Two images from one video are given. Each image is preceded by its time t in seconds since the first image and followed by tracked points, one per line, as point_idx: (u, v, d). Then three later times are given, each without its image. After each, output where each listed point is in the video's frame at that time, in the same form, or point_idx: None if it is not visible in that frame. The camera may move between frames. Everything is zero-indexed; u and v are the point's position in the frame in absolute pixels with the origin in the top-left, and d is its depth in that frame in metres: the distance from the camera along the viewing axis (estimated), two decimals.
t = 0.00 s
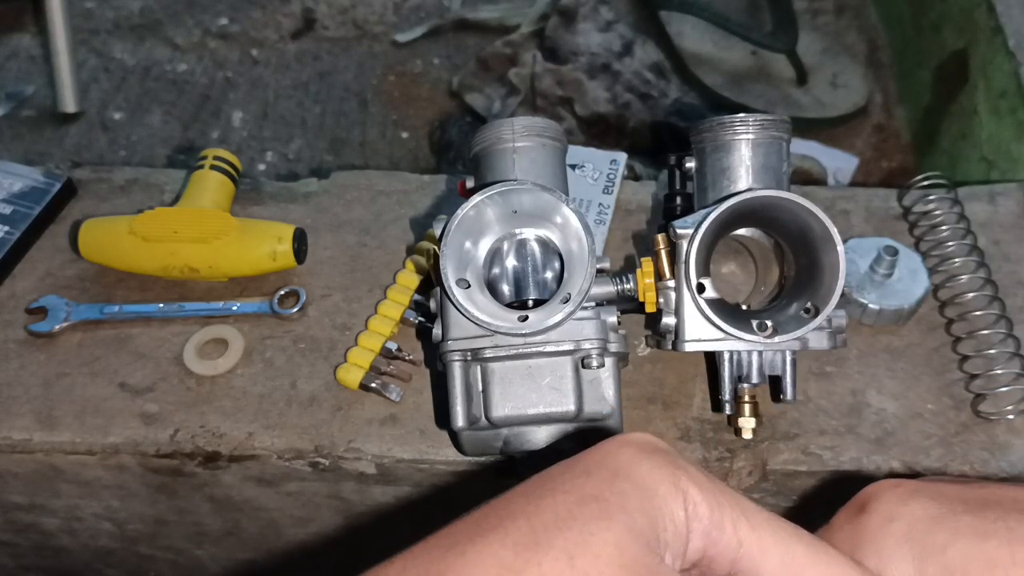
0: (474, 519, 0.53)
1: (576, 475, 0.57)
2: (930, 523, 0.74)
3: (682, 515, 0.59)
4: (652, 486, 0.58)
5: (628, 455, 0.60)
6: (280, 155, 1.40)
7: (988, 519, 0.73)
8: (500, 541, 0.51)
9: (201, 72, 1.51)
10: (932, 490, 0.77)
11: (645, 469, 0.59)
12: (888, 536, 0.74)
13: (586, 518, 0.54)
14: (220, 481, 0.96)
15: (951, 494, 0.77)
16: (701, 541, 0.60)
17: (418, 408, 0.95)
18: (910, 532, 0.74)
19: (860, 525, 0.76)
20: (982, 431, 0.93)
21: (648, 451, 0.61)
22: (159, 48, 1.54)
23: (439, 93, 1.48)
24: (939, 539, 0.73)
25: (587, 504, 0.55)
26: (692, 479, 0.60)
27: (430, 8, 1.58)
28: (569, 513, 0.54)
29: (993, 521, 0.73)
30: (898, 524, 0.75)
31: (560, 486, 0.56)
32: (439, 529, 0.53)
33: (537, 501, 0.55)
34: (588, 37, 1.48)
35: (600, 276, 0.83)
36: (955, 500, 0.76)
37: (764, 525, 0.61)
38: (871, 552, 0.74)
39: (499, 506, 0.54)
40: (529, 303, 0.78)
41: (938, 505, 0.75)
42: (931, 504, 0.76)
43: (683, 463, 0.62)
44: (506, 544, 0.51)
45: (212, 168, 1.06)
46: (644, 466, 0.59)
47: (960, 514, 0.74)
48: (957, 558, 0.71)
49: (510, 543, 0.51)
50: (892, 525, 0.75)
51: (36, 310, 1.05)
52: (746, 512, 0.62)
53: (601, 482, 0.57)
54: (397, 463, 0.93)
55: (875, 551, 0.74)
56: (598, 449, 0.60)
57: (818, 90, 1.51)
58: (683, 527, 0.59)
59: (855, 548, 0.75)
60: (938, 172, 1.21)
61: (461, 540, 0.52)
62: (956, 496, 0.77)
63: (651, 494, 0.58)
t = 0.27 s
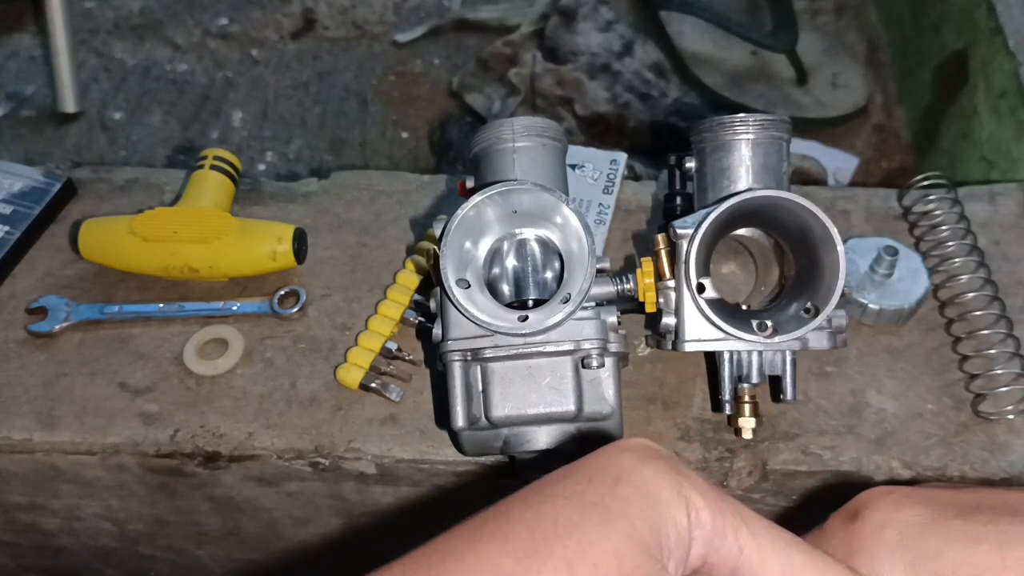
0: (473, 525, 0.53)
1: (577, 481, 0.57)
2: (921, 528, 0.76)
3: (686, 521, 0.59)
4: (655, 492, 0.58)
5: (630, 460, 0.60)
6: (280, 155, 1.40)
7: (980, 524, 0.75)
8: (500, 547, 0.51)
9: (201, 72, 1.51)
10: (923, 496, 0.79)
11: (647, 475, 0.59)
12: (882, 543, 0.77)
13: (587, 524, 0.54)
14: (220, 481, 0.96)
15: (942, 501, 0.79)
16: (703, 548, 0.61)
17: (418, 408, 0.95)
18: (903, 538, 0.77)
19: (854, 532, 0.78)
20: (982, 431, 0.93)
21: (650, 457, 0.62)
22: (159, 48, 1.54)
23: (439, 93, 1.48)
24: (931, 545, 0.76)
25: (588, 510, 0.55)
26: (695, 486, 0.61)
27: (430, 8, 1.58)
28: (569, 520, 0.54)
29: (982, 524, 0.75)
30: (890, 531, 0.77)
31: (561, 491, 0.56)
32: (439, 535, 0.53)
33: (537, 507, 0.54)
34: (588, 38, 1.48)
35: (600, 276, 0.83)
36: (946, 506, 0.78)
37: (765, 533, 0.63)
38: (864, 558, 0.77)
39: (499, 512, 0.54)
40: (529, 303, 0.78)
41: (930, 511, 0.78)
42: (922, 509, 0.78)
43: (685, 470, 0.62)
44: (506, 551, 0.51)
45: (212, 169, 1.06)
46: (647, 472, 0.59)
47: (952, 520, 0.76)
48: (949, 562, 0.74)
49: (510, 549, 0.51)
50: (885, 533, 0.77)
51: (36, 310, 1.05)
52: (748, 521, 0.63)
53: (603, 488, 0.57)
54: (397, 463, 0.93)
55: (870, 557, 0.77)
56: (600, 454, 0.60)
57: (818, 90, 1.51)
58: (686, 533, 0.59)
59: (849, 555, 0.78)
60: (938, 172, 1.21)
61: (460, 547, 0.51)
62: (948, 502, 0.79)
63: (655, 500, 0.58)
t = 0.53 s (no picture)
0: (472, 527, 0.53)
1: (576, 482, 0.57)
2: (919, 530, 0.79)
3: (684, 522, 0.59)
4: (653, 493, 0.58)
5: (629, 460, 0.60)
6: (281, 155, 1.40)
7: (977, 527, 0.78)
8: (500, 550, 0.51)
9: (201, 72, 1.51)
10: (922, 497, 0.81)
11: (647, 475, 0.59)
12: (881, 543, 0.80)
13: (586, 528, 0.54)
14: (220, 481, 0.96)
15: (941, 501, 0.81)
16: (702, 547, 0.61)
17: (418, 408, 0.95)
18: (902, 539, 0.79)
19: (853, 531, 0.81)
20: (982, 431, 0.93)
21: (649, 456, 0.62)
22: (159, 48, 1.54)
23: (439, 92, 1.48)
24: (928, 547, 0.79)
25: (587, 513, 0.55)
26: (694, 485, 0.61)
27: (430, 8, 1.58)
28: (569, 522, 0.54)
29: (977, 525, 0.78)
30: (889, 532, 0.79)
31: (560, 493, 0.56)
32: (438, 535, 0.53)
33: (536, 508, 0.55)
34: (588, 38, 1.48)
35: (600, 276, 0.83)
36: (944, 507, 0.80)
37: (764, 529, 0.63)
38: (862, 555, 0.80)
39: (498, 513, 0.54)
40: (529, 303, 0.78)
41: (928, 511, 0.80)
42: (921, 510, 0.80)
43: (684, 469, 0.62)
44: (505, 554, 0.51)
45: (212, 169, 1.06)
46: (646, 472, 0.59)
47: (950, 521, 0.79)
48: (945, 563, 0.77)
49: (509, 552, 0.51)
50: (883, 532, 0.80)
51: (36, 310, 1.05)
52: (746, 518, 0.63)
53: (601, 489, 0.57)
54: (397, 463, 0.93)
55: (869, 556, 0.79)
56: (599, 454, 0.60)
57: (818, 90, 1.51)
58: (684, 533, 0.59)
59: (848, 552, 0.80)
60: (938, 172, 1.21)
61: (460, 548, 0.51)
62: (947, 504, 0.81)
63: (653, 502, 0.58)
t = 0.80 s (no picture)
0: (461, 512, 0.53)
1: (563, 463, 0.57)
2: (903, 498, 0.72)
3: (672, 499, 0.59)
4: (640, 472, 0.58)
5: (616, 440, 0.60)
6: (280, 155, 1.40)
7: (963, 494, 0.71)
8: (487, 534, 0.51)
9: (201, 72, 1.51)
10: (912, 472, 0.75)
11: (634, 454, 0.59)
12: (864, 515, 0.72)
13: (574, 508, 0.54)
14: (220, 481, 0.96)
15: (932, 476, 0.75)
16: (692, 525, 0.61)
17: (418, 408, 0.95)
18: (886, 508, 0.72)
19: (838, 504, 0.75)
20: (982, 431, 0.93)
21: (635, 436, 0.61)
22: (159, 48, 1.54)
23: (439, 92, 1.48)
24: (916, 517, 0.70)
25: (573, 493, 0.55)
26: (680, 462, 0.60)
27: (430, 8, 1.58)
28: (556, 504, 0.54)
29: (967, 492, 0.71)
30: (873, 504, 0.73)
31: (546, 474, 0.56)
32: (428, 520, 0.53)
33: (524, 491, 0.54)
34: (588, 38, 1.48)
35: (600, 276, 0.83)
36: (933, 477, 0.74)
37: (753, 505, 0.62)
38: (849, 533, 0.72)
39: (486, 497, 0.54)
40: (529, 303, 0.78)
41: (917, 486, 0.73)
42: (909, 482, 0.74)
43: (672, 447, 0.62)
44: (494, 537, 0.51)
45: (211, 168, 1.06)
46: (633, 452, 0.59)
47: (935, 492, 0.71)
48: (932, 534, 0.68)
49: (499, 535, 0.51)
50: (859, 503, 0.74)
51: (36, 310, 1.05)
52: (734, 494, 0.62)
53: (589, 470, 0.57)
54: (397, 463, 0.93)
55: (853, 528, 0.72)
56: (586, 436, 0.60)
57: (818, 90, 1.51)
58: (672, 511, 0.59)
59: (835, 530, 0.73)
60: (938, 172, 1.21)
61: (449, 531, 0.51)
62: (937, 478, 0.74)
63: (640, 480, 0.57)
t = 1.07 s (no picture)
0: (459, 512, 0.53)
1: (561, 464, 0.57)
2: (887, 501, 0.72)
3: (670, 500, 0.59)
4: (637, 472, 0.58)
5: (613, 440, 0.60)
6: (280, 155, 1.40)
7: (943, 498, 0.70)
8: (487, 532, 0.52)
9: (201, 72, 1.51)
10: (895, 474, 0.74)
11: (631, 455, 0.59)
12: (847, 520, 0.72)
13: (570, 507, 0.54)
14: (219, 481, 0.96)
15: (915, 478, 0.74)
16: (687, 528, 0.60)
17: (418, 408, 0.95)
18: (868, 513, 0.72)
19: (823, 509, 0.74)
20: (982, 431, 0.93)
21: (632, 438, 0.61)
22: (159, 48, 1.54)
23: (439, 92, 1.48)
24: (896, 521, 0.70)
25: (570, 493, 0.55)
26: (675, 464, 0.60)
27: (430, 8, 1.58)
28: (554, 503, 0.54)
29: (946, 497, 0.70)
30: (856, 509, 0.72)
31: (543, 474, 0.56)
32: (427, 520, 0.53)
33: (522, 491, 0.55)
34: (588, 37, 1.48)
35: (600, 276, 0.83)
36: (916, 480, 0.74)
37: (747, 511, 0.62)
38: (833, 538, 0.72)
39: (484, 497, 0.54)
40: (529, 303, 0.78)
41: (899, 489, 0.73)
42: (890, 485, 0.73)
43: (669, 450, 0.62)
44: (492, 535, 0.52)
45: (211, 168, 1.06)
46: (630, 452, 0.59)
47: (916, 496, 0.71)
48: (913, 539, 0.68)
49: (496, 534, 0.52)
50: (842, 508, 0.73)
51: (36, 310, 1.05)
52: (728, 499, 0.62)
53: (587, 469, 0.57)
54: (397, 463, 0.93)
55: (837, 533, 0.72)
56: (583, 437, 0.60)
57: (818, 90, 1.51)
58: (670, 512, 0.59)
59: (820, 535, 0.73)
60: (938, 172, 1.21)
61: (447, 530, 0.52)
62: (918, 481, 0.74)
63: (638, 480, 0.57)
